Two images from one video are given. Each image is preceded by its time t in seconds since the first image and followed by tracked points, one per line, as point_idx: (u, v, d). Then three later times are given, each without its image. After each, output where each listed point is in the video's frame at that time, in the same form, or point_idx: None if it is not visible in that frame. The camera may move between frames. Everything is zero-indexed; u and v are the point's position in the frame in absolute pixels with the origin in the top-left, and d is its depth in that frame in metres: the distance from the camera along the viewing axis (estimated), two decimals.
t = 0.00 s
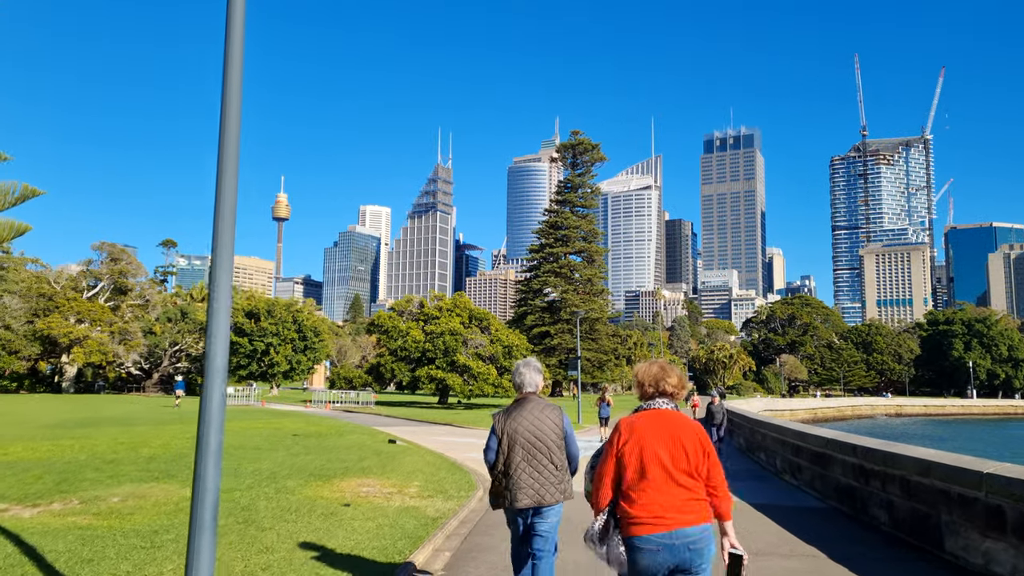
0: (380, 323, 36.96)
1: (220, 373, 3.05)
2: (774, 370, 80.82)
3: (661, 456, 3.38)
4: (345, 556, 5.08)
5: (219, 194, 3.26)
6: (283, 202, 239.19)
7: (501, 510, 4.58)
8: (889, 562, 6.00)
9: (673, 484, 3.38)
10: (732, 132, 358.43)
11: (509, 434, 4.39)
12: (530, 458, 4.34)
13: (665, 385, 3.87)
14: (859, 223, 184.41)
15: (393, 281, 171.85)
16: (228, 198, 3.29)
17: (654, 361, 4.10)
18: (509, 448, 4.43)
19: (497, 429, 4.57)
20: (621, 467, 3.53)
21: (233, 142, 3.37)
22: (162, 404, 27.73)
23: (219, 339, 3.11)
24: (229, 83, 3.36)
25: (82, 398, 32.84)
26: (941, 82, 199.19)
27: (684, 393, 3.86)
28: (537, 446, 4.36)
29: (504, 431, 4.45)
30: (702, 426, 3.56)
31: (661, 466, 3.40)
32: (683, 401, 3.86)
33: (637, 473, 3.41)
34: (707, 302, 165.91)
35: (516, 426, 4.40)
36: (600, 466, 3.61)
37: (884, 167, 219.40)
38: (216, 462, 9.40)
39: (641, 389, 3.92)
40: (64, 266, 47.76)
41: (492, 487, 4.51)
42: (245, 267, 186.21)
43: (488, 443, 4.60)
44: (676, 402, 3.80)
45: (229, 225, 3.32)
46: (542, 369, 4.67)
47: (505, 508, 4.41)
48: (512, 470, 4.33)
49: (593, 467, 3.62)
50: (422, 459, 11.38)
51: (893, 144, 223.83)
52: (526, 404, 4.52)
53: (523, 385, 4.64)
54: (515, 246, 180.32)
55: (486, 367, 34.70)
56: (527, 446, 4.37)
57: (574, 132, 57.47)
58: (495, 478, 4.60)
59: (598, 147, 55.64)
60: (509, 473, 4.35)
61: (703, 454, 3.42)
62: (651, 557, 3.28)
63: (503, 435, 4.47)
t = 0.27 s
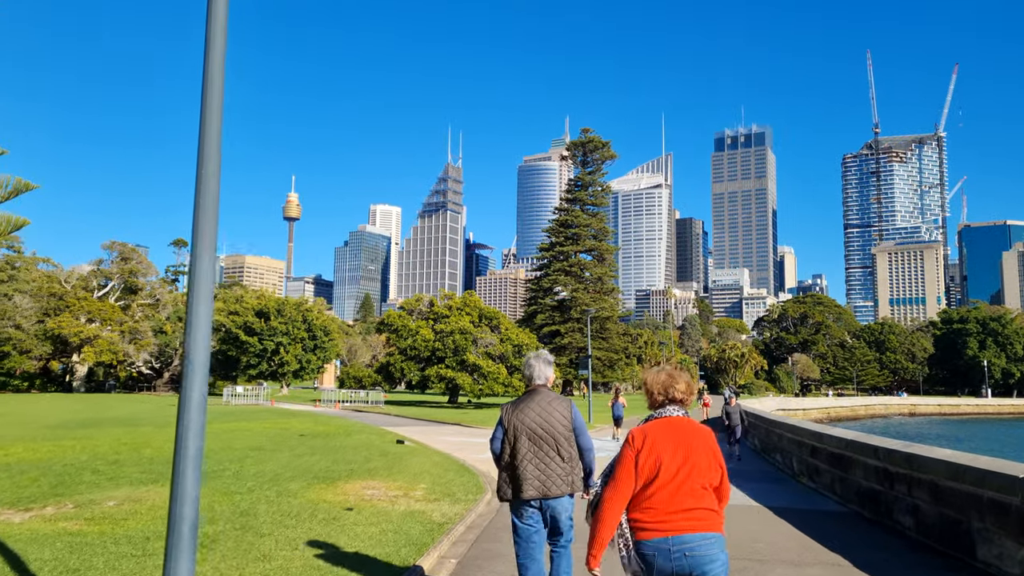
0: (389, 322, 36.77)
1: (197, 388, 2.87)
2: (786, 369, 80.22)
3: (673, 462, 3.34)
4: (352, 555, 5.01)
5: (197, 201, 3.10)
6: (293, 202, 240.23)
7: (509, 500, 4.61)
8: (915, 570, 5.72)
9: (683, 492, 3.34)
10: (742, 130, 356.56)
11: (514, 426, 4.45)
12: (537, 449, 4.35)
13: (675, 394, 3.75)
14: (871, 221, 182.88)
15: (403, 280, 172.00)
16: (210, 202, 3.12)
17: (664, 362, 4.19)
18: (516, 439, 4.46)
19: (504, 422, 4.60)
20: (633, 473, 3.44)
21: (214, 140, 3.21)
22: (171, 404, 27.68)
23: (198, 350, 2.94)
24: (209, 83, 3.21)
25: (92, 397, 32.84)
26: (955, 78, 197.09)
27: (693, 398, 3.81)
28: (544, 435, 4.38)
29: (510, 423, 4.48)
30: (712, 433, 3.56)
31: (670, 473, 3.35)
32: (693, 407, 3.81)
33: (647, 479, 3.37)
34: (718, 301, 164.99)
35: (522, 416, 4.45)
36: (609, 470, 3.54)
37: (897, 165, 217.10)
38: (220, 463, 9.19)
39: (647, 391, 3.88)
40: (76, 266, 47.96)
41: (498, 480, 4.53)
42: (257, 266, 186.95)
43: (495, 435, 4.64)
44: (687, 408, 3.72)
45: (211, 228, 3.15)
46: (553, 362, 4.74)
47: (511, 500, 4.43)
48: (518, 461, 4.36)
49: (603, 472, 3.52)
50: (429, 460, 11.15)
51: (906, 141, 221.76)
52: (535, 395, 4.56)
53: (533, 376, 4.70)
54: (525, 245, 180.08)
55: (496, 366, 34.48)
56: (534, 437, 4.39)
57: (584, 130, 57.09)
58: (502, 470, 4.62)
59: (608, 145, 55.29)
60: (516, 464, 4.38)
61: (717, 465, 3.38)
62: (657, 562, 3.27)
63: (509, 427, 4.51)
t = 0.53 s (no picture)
0: (392, 319, 36.51)
1: (159, 382, 2.64)
2: (790, 367, 79.86)
3: (669, 449, 3.48)
4: (363, 554, 4.92)
5: (161, 182, 2.84)
6: (297, 200, 240.27)
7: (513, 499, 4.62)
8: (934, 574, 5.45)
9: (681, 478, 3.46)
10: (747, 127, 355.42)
11: (521, 427, 4.40)
12: (542, 451, 4.32)
13: (671, 379, 3.93)
14: (876, 218, 182.17)
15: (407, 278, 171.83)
16: (176, 184, 2.88)
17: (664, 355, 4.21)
18: (521, 441, 4.43)
19: (512, 423, 4.57)
20: (632, 457, 3.61)
21: (184, 116, 2.95)
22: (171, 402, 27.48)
23: (163, 343, 2.70)
24: (176, 54, 2.93)
25: (93, 393, 32.66)
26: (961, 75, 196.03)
27: (691, 385, 3.98)
28: (551, 438, 4.34)
29: (517, 424, 4.45)
30: (710, 418, 3.72)
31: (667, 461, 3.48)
32: (691, 393, 3.96)
33: (646, 465, 3.51)
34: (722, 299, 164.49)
35: (529, 419, 4.41)
36: (610, 456, 3.69)
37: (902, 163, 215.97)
38: (214, 461, 8.99)
39: (646, 380, 4.05)
40: (79, 263, 47.85)
41: (503, 479, 4.53)
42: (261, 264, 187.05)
43: (502, 436, 4.63)
44: (684, 395, 3.91)
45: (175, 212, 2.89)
46: (563, 363, 4.61)
47: (514, 499, 4.44)
48: (524, 462, 4.35)
49: (602, 459, 3.68)
50: (429, 456, 10.94)
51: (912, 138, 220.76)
52: (543, 398, 4.49)
53: (542, 380, 4.58)
54: (528, 243, 179.62)
55: (499, 363, 34.24)
56: (539, 439, 4.36)
57: (588, 127, 56.76)
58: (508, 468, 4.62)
59: (612, 142, 54.98)
60: (520, 464, 4.37)
61: (714, 446, 3.54)
62: (655, 545, 3.39)
63: (517, 427, 4.47)
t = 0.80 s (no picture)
0: (393, 314, 36.27)
1: (111, 411, 2.54)
2: (793, 363, 79.56)
3: (681, 455, 3.46)
4: (366, 551, 4.94)
5: (109, 216, 2.70)
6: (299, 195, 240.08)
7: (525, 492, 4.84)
8: None
9: (693, 481, 3.44)
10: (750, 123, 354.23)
11: (533, 417, 4.69)
12: (555, 443, 4.58)
13: (683, 386, 3.88)
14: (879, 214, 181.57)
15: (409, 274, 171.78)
16: (130, 217, 2.76)
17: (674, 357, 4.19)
18: (534, 432, 4.70)
19: (521, 415, 4.84)
20: (644, 461, 3.59)
21: (141, 154, 2.83)
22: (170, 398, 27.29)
23: (113, 375, 2.58)
24: (129, 46, 2.85)
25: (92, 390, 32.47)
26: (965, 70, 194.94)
27: (703, 390, 3.91)
28: (562, 431, 4.61)
29: (529, 415, 4.72)
30: (722, 422, 3.63)
31: (681, 464, 3.47)
32: (703, 401, 3.89)
33: (656, 473, 3.48)
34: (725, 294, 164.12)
35: (541, 410, 4.68)
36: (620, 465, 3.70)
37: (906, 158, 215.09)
38: (207, 460, 8.73)
39: (657, 385, 4.00)
40: (79, 259, 47.65)
41: (515, 471, 4.75)
42: (263, 260, 187.13)
43: (512, 428, 4.86)
44: (694, 401, 3.85)
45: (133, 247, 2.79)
46: (573, 354, 4.97)
47: (527, 491, 4.67)
48: (536, 453, 4.61)
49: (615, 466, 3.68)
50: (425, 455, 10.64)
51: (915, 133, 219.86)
52: (553, 388, 4.80)
53: (552, 370, 4.91)
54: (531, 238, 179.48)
55: (501, 359, 34.03)
56: (552, 430, 4.62)
57: (591, 121, 56.41)
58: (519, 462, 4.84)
59: (615, 137, 54.65)
60: (533, 456, 4.63)
61: (727, 452, 3.47)
62: (668, 553, 3.34)
63: (527, 418, 4.74)
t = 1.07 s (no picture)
0: (394, 311, 36.03)
1: (52, 410, 2.39)
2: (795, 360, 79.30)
3: (697, 446, 3.39)
4: (375, 549, 4.87)
5: (50, 191, 2.52)
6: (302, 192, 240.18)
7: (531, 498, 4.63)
8: None
9: (706, 469, 3.39)
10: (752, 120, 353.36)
11: (538, 421, 4.45)
12: (561, 446, 4.38)
13: (696, 375, 3.75)
14: (882, 211, 180.95)
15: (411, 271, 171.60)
16: (77, 200, 2.57)
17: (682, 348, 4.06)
18: (539, 437, 4.49)
19: (526, 418, 4.61)
20: (657, 452, 3.51)
21: (87, 134, 2.63)
22: (169, 395, 27.10)
23: (57, 366, 2.44)
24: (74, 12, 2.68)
25: (90, 387, 32.24)
26: (968, 65, 194.07)
27: (714, 381, 3.79)
28: (568, 435, 4.40)
29: (534, 419, 4.48)
30: (738, 412, 3.58)
31: (694, 451, 3.43)
32: (714, 389, 3.80)
33: (673, 461, 3.41)
34: (727, 292, 163.83)
35: (546, 413, 4.45)
36: (629, 454, 3.62)
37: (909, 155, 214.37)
38: (199, 458, 8.50)
39: (669, 379, 3.83)
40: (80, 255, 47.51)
41: (521, 477, 4.53)
42: (265, 257, 187.13)
43: (518, 432, 4.65)
44: (708, 390, 3.74)
45: (80, 235, 2.61)
46: (576, 358, 4.74)
47: (535, 497, 4.47)
48: (542, 458, 4.38)
49: (625, 452, 3.60)
50: (422, 454, 10.32)
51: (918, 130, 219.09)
52: (557, 390, 4.57)
53: (556, 373, 4.69)
54: (533, 235, 179.19)
55: (503, 356, 33.76)
56: (557, 434, 4.41)
57: (593, 117, 56.06)
58: (525, 467, 4.63)
59: (618, 132, 54.29)
60: (539, 460, 4.40)
61: (741, 441, 3.44)
62: (683, 543, 3.33)
63: (532, 422, 4.51)
